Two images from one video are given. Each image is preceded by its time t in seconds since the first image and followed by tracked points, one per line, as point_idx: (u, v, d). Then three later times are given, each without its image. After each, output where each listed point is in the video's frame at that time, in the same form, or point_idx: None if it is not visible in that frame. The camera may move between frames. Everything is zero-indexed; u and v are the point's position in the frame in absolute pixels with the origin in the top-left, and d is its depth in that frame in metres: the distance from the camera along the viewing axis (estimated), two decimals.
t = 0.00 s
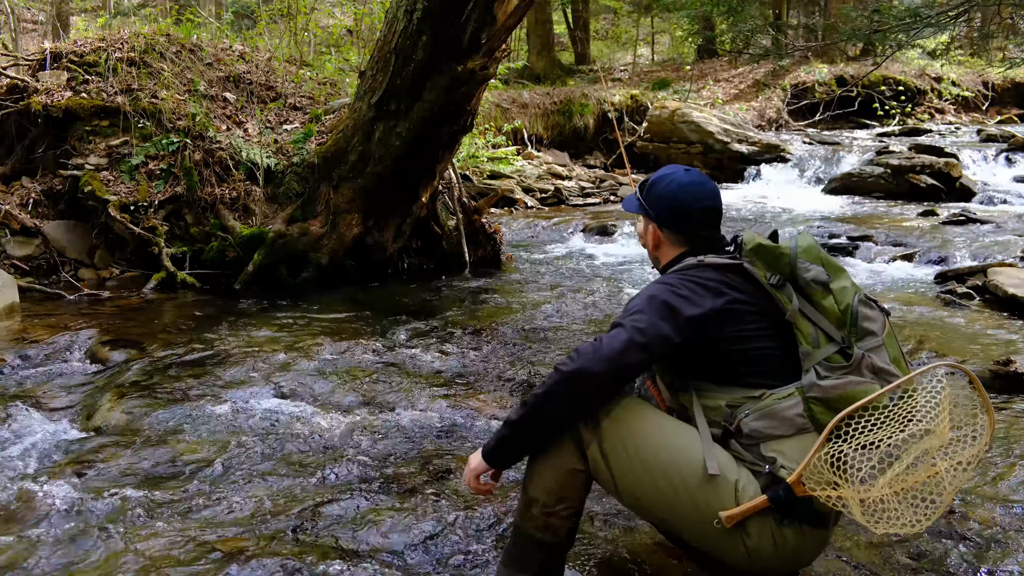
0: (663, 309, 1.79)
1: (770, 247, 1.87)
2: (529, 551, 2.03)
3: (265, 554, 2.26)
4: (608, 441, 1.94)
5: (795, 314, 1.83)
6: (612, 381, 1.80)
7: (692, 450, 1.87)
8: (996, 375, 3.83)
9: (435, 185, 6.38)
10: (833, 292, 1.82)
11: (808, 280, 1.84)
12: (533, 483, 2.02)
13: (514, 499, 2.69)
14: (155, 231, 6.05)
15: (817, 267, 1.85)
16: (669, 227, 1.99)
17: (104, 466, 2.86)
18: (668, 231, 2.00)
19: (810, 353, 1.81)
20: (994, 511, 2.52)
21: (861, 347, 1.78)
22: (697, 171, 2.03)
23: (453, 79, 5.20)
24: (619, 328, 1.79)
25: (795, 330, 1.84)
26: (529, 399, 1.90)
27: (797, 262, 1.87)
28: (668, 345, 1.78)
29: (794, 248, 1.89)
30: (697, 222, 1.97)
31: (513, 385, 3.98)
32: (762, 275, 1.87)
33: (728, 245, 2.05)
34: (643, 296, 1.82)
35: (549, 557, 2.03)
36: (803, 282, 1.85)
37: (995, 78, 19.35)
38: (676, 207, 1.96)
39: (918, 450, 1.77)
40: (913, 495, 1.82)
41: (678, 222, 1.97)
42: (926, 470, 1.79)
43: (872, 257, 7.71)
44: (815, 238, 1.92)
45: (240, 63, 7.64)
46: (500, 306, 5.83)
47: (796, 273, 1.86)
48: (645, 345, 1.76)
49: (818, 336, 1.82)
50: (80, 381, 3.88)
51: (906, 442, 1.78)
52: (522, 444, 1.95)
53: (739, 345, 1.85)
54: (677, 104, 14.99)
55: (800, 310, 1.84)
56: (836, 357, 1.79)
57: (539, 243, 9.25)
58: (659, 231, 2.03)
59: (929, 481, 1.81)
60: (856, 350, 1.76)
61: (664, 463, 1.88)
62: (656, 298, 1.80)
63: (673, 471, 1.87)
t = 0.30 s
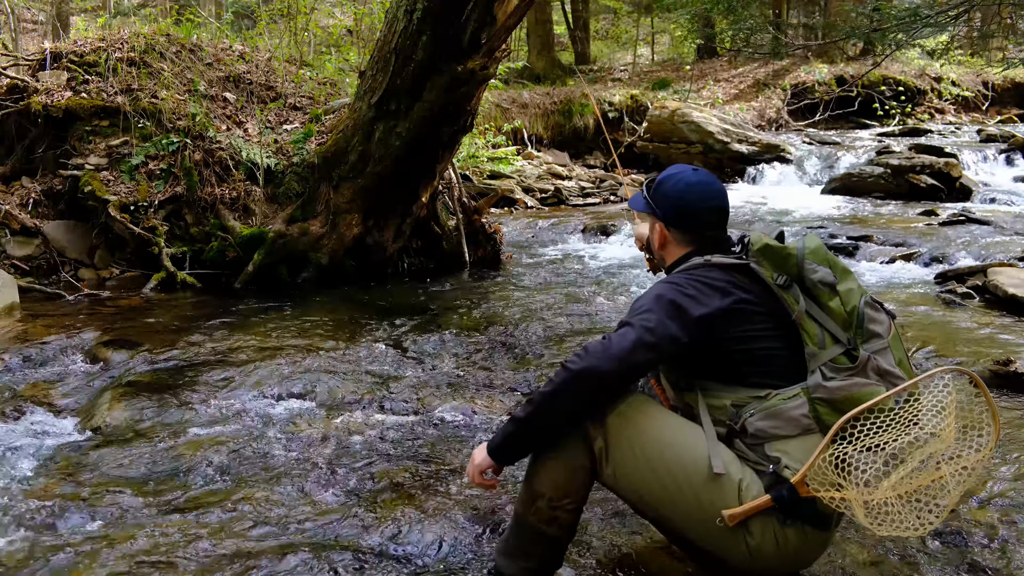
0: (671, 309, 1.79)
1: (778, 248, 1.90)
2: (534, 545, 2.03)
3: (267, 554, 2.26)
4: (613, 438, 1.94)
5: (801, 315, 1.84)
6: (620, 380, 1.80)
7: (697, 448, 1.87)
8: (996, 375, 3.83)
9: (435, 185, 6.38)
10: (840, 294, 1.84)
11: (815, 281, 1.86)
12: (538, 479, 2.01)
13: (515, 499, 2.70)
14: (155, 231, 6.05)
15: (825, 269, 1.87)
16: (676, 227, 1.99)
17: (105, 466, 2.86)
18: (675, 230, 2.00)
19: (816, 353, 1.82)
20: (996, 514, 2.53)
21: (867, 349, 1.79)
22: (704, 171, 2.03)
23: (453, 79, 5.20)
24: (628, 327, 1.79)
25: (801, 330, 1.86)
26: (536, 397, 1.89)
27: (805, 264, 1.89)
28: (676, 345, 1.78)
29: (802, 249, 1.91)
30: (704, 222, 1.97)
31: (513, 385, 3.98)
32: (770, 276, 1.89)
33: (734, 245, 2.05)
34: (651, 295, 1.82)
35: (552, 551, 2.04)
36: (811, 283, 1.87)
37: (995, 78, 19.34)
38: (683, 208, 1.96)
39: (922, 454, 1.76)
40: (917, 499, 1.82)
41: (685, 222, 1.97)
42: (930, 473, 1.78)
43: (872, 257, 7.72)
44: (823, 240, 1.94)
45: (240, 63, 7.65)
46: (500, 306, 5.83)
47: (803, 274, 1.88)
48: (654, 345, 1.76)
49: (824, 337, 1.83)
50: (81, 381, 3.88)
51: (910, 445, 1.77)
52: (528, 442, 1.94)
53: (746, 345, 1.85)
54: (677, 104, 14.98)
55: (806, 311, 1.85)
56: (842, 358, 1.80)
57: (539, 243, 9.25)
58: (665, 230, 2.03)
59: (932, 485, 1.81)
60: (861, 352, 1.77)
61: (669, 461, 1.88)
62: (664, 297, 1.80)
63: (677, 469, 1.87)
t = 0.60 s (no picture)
0: (681, 308, 1.79)
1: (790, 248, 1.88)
2: (535, 538, 2.05)
3: (267, 555, 2.27)
4: (612, 434, 1.94)
5: (811, 316, 1.83)
6: (628, 379, 1.81)
7: (696, 447, 1.87)
8: (995, 375, 3.83)
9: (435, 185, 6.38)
10: (850, 297, 1.83)
11: (827, 282, 1.84)
12: (539, 475, 2.02)
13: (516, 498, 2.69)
14: (155, 231, 6.05)
15: (837, 270, 1.86)
16: (690, 223, 1.99)
17: (105, 466, 2.86)
18: (688, 226, 2.00)
19: (823, 355, 1.81)
20: (993, 514, 2.53)
21: (875, 354, 1.79)
22: (722, 169, 2.03)
23: (453, 79, 5.20)
24: (637, 327, 1.79)
25: (810, 331, 1.84)
26: (541, 391, 1.89)
27: (816, 265, 1.88)
28: (684, 345, 1.79)
29: (814, 250, 1.89)
30: (719, 220, 1.97)
31: (513, 385, 3.98)
32: (780, 275, 1.87)
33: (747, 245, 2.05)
34: (660, 294, 1.82)
35: (553, 543, 2.06)
36: (822, 285, 1.85)
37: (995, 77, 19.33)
38: (698, 205, 1.96)
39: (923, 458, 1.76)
40: (915, 503, 1.82)
41: (700, 219, 1.97)
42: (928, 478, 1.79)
43: (872, 257, 7.72)
44: (834, 242, 1.93)
45: (240, 63, 7.65)
46: (500, 306, 5.83)
47: (814, 275, 1.87)
48: (662, 344, 1.77)
49: (832, 339, 1.82)
50: (81, 381, 3.88)
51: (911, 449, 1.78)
52: (533, 439, 1.94)
53: (753, 344, 1.85)
54: (677, 104, 14.98)
55: (816, 312, 1.84)
56: (849, 361, 1.79)
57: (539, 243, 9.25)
58: (679, 226, 2.03)
59: (932, 491, 1.82)
60: (869, 356, 1.77)
61: (668, 459, 1.88)
62: (674, 297, 1.80)
63: (674, 467, 1.87)
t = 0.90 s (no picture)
0: (688, 298, 1.79)
1: (806, 246, 1.89)
2: (535, 526, 2.09)
3: (268, 555, 2.26)
4: (609, 423, 1.98)
5: (822, 314, 1.82)
6: (625, 362, 1.82)
7: (693, 442, 1.89)
8: (996, 376, 3.83)
9: (435, 185, 6.38)
10: (862, 299, 1.82)
11: (840, 283, 1.84)
12: (539, 459, 2.08)
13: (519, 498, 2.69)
14: (155, 231, 6.05)
15: (851, 272, 1.85)
16: (710, 216, 1.99)
17: (106, 466, 2.85)
18: (708, 219, 2.00)
19: (830, 355, 1.80)
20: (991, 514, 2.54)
21: (882, 357, 1.77)
22: (745, 165, 2.02)
23: (453, 79, 5.20)
24: (643, 310, 1.80)
25: (818, 330, 1.84)
26: (543, 354, 1.93)
27: (831, 265, 1.87)
28: (686, 335, 1.78)
29: (830, 250, 1.89)
30: (739, 214, 1.96)
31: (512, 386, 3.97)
32: (795, 271, 1.88)
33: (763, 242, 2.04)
34: (672, 281, 1.83)
35: (553, 534, 2.09)
36: (835, 285, 1.85)
37: (995, 78, 19.33)
38: (719, 198, 1.96)
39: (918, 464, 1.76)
40: (908, 509, 1.81)
41: (720, 212, 1.97)
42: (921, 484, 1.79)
43: (872, 257, 7.72)
44: (851, 244, 1.92)
45: (240, 63, 7.64)
46: (500, 307, 5.82)
47: (829, 274, 1.86)
48: (664, 331, 1.77)
49: (840, 340, 1.81)
50: (81, 381, 3.88)
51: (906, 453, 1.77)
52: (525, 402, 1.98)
53: (760, 338, 1.85)
54: (677, 104, 14.98)
55: (827, 311, 1.83)
56: (856, 363, 1.78)
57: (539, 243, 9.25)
58: (698, 219, 2.03)
59: (926, 498, 1.81)
60: (876, 358, 1.75)
61: (664, 452, 1.91)
62: (685, 286, 1.80)
63: (670, 459, 1.90)
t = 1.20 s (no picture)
0: (671, 298, 1.80)
1: (795, 244, 1.88)
2: (517, 526, 2.12)
3: (267, 554, 2.26)
4: (588, 425, 2.03)
5: (808, 313, 1.82)
6: (606, 360, 1.85)
7: (674, 445, 1.94)
8: (995, 376, 3.83)
9: (435, 185, 6.38)
10: (850, 297, 1.81)
11: (827, 281, 1.83)
12: (521, 460, 2.14)
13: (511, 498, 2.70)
14: (155, 231, 6.05)
15: (838, 270, 1.83)
16: (706, 214, 1.99)
17: (105, 466, 2.85)
18: (705, 217, 2.00)
19: (817, 355, 1.80)
20: (987, 512, 2.54)
21: (869, 356, 1.76)
22: (745, 163, 2.02)
23: (453, 79, 5.20)
24: (624, 309, 1.82)
25: (806, 329, 1.83)
26: (527, 348, 1.96)
27: (819, 264, 1.86)
28: (668, 334, 1.80)
29: (819, 248, 1.87)
30: (736, 213, 1.96)
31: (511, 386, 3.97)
32: (784, 270, 1.87)
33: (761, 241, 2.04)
34: (658, 281, 1.84)
35: (535, 534, 2.10)
36: (823, 283, 1.84)
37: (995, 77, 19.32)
38: (716, 195, 1.96)
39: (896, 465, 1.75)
40: (885, 513, 1.80)
41: (716, 210, 1.97)
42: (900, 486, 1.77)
43: (872, 257, 7.71)
44: (842, 241, 1.89)
45: (240, 63, 7.65)
46: (500, 307, 5.82)
47: (816, 273, 1.85)
48: (644, 331, 1.79)
49: (828, 339, 1.80)
50: (80, 381, 3.88)
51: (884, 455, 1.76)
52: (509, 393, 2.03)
53: (747, 338, 1.85)
54: (677, 104, 14.98)
55: (814, 310, 1.82)
56: (843, 362, 1.78)
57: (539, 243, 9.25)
58: (695, 216, 2.03)
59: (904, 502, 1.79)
60: (863, 358, 1.75)
61: (645, 454, 1.96)
62: (669, 286, 1.82)
63: (651, 461, 1.95)
